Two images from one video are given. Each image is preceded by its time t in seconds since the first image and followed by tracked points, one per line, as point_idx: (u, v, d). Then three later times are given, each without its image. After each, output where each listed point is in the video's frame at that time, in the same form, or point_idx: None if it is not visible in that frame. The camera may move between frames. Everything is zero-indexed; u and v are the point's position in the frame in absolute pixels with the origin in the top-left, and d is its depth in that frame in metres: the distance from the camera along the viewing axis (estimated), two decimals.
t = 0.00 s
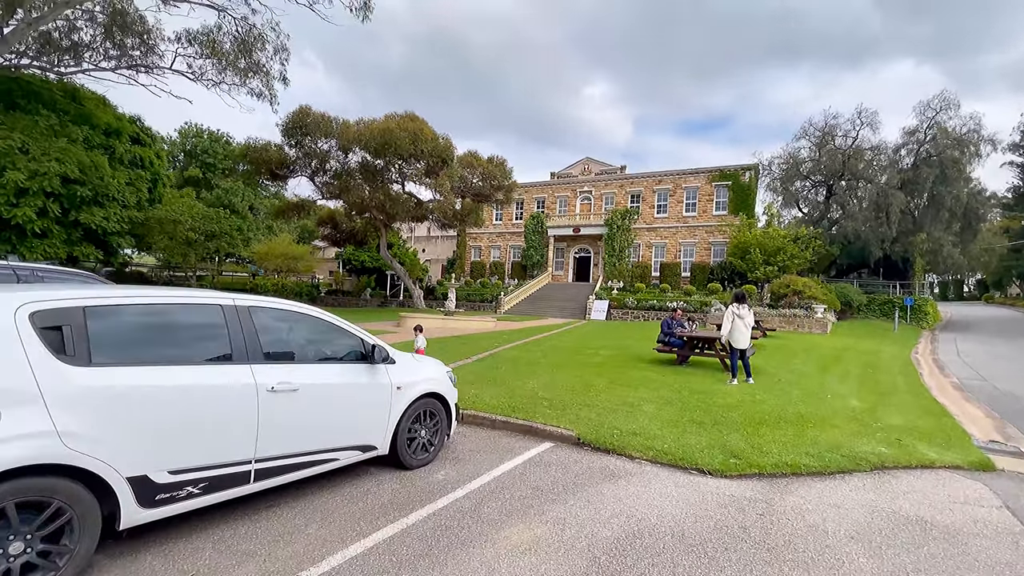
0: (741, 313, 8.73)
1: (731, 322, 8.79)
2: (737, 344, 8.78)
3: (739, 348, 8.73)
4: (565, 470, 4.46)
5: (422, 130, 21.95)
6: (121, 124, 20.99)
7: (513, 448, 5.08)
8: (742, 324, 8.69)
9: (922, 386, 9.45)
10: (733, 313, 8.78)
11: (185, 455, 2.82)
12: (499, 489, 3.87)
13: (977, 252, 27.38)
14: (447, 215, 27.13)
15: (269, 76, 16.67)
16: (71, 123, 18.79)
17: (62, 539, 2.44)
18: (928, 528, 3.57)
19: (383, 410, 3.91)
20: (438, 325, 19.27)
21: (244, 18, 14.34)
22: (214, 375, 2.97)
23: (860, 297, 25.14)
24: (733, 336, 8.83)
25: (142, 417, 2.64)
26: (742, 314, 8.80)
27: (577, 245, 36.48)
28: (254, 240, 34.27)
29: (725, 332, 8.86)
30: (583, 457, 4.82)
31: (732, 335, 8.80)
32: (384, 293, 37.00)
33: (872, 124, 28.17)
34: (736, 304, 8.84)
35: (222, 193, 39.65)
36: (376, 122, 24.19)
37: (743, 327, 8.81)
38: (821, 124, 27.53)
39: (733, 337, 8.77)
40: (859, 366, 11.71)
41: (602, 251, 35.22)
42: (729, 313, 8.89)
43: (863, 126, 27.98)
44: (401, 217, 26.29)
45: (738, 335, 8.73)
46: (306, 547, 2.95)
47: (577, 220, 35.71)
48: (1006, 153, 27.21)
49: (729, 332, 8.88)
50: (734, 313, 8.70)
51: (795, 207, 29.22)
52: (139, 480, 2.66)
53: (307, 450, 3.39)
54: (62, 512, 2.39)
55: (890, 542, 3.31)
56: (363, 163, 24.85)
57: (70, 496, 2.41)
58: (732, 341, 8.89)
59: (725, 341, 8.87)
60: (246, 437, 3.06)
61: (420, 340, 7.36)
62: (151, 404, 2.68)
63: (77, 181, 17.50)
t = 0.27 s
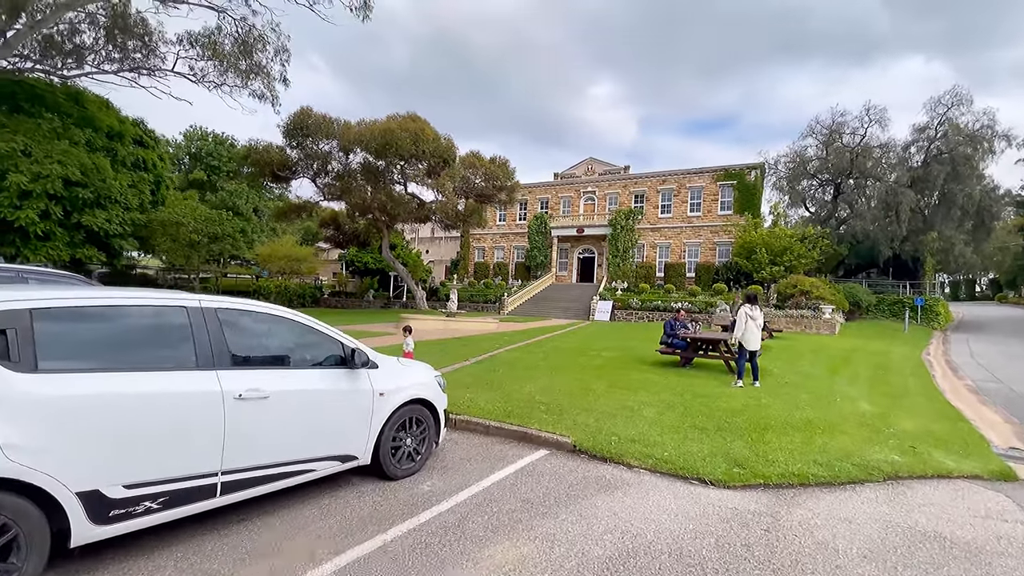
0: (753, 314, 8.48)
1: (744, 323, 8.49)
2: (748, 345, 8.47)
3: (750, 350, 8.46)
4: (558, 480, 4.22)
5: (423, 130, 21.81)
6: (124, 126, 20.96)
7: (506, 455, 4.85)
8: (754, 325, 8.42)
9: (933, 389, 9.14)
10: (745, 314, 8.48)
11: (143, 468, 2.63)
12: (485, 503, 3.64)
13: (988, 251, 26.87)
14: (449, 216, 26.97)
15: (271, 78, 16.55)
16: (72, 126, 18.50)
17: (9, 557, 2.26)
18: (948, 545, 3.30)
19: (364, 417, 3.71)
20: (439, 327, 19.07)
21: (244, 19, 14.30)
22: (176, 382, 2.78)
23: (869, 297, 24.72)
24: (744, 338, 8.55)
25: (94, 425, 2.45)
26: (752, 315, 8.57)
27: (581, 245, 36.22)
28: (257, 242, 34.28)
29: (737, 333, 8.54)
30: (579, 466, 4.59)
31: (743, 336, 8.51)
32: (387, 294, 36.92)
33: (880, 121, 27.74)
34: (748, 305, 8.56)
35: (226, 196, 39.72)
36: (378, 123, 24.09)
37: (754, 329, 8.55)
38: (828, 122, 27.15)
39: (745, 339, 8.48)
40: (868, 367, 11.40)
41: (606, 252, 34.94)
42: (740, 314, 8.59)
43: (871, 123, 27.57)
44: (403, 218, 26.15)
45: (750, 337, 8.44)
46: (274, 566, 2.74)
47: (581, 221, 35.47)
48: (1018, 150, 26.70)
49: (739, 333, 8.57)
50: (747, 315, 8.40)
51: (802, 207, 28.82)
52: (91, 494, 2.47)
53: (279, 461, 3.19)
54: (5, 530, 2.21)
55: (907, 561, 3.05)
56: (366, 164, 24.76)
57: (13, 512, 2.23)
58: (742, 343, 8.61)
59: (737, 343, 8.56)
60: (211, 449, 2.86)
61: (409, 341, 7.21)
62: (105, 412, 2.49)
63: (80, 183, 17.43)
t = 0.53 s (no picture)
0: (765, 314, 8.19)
1: (754, 323, 8.21)
2: (758, 344, 8.15)
3: (760, 350, 8.17)
4: (550, 488, 4.02)
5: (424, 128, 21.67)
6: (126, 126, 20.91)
7: (498, 461, 4.66)
8: (765, 324, 8.13)
9: (945, 390, 8.85)
10: (757, 313, 8.19)
11: (102, 478, 2.46)
12: (472, 513, 3.45)
13: (1000, 248, 26.37)
14: (451, 215, 26.82)
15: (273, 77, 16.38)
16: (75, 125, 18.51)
17: None
18: (967, 562, 3.07)
19: (345, 423, 3.53)
20: (441, 326, 18.90)
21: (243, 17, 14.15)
22: (144, 387, 2.62)
23: (878, 296, 24.31)
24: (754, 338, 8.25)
25: (43, 432, 2.27)
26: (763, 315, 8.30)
27: (585, 244, 35.96)
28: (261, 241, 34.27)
29: (747, 333, 8.25)
30: (573, 472, 4.39)
31: (752, 336, 8.22)
32: (390, 294, 36.85)
33: (889, 117, 27.29)
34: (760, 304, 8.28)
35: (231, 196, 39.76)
36: (379, 121, 23.98)
37: (765, 329, 8.26)
38: (835, 118, 26.75)
39: (754, 338, 8.18)
40: (877, 368, 11.12)
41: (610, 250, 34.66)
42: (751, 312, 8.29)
43: (880, 119, 27.13)
44: (405, 217, 26.00)
45: (760, 336, 8.15)
46: None
47: (585, 219, 35.21)
48: None
49: (749, 332, 8.25)
50: (759, 314, 8.12)
51: (810, 204, 28.43)
52: (41, 507, 2.29)
53: (253, 469, 3.02)
54: None
55: None
56: (368, 163, 24.64)
57: None
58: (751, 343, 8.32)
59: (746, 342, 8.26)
60: (175, 457, 2.69)
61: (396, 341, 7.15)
62: (56, 420, 2.31)
63: (82, 183, 17.36)
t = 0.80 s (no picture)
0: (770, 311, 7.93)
1: (760, 320, 7.95)
2: (763, 342, 7.90)
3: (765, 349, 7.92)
4: (536, 492, 3.82)
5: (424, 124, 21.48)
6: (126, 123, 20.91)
7: (485, 463, 4.46)
8: (770, 322, 7.88)
9: (956, 390, 8.54)
10: (763, 311, 7.94)
11: (43, 486, 2.28)
12: (450, 521, 3.25)
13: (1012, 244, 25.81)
14: (452, 212, 26.67)
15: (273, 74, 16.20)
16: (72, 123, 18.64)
17: None
18: None
19: (318, 426, 3.37)
20: (441, 324, 18.74)
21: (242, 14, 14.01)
22: (95, 387, 2.46)
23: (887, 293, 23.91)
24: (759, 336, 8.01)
25: None
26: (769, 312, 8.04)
27: (588, 242, 35.70)
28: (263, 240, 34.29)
29: (752, 330, 8.01)
30: (563, 476, 4.18)
31: (758, 334, 7.98)
32: (393, 292, 36.77)
33: (897, 111, 26.81)
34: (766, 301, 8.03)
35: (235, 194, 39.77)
36: (380, 118, 23.84)
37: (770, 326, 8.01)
38: (842, 113, 26.35)
39: (760, 336, 7.94)
40: (885, 367, 10.82)
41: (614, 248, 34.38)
42: (757, 310, 8.03)
43: (888, 114, 26.69)
44: (407, 215, 25.84)
45: (766, 335, 7.90)
46: None
47: (588, 217, 34.95)
48: None
49: (755, 330, 8.00)
50: (765, 311, 7.87)
51: (816, 200, 28.01)
52: None
53: (215, 475, 2.86)
54: None
55: None
56: (369, 160, 24.53)
57: None
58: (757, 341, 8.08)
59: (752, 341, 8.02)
60: (125, 462, 2.51)
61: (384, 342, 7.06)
62: None
63: (80, 181, 17.32)
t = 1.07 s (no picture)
0: (774, 307, 7.66)
1: (764, 316, 7.72)
2: (766, 340, 7.68)
3: (769, 346, 7.69)
4: (522, 498, 3.63)
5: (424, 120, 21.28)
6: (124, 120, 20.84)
7: (473, 466, 4.28)
8: (773, 318, 7.63)
9: (966, 389, 8.27)
10: (766, 307, 7.70)
11: None
12: (427, 530, 3.07)
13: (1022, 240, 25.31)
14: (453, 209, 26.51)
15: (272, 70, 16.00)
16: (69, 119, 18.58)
17: None
18: None
19: (291, 429, 3.20)
20: (442, 322, 18.59)
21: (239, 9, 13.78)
22: (38, 389, 2.30)
23: (893, 290, 23.56)
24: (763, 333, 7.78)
25: None
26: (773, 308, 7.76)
27: (591, 238, 35.44)
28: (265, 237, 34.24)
29: (755, 327, 7.80)
30: (552, 480, 4.00)
31: (761, 331, 7.76)
32: (395, 289, 36.67)
33: (905, 105, 26.36)
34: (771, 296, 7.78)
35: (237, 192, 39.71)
36: (380, 114, 23.66)
37: (775, 323, 7.74)
38: (847, 107, 25.95)
39: (763, 333, 7.72)
40: (893, 365, 10.57)
41: (617, 245, 34.11)
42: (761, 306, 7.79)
43: (895, 107, 26.26)
44: (408, 212, 25.68)
45: (769, 332, 7.67)
46: None
47: (591, 213, 34.69)
48: None
49: (759, 327, 7.77)
50: (768, 307, 7.63)
51: (822, 195, 27.64)
52: None
53: (174, 482, 2.70)
54: None
55: None
56: (369, 157, 24.37)
57: None
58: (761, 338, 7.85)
59: (754, 338, 7.81)
60: (72, 469, 2.36)
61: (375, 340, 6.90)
62: None
63: (77, 177, 17.28)
